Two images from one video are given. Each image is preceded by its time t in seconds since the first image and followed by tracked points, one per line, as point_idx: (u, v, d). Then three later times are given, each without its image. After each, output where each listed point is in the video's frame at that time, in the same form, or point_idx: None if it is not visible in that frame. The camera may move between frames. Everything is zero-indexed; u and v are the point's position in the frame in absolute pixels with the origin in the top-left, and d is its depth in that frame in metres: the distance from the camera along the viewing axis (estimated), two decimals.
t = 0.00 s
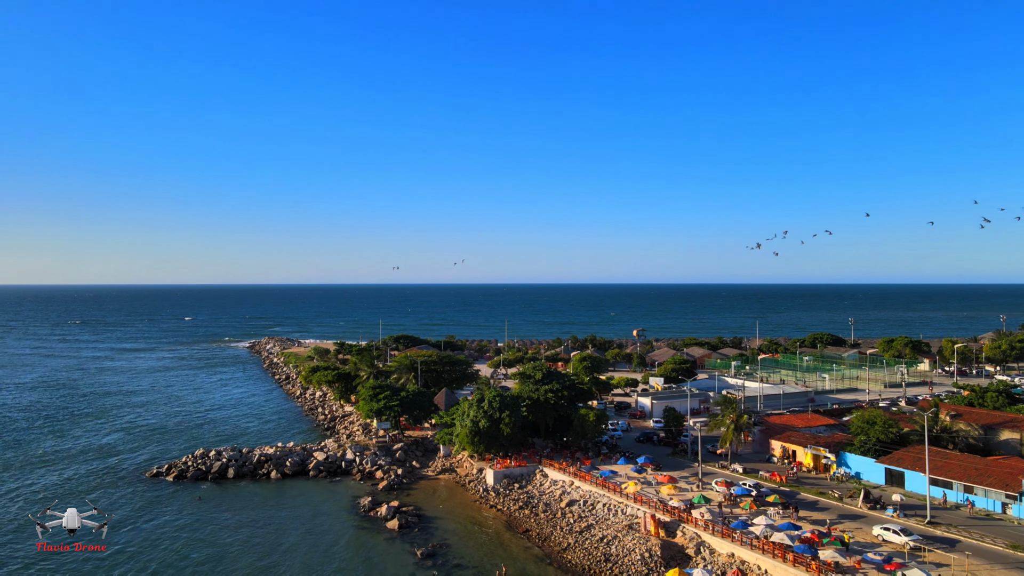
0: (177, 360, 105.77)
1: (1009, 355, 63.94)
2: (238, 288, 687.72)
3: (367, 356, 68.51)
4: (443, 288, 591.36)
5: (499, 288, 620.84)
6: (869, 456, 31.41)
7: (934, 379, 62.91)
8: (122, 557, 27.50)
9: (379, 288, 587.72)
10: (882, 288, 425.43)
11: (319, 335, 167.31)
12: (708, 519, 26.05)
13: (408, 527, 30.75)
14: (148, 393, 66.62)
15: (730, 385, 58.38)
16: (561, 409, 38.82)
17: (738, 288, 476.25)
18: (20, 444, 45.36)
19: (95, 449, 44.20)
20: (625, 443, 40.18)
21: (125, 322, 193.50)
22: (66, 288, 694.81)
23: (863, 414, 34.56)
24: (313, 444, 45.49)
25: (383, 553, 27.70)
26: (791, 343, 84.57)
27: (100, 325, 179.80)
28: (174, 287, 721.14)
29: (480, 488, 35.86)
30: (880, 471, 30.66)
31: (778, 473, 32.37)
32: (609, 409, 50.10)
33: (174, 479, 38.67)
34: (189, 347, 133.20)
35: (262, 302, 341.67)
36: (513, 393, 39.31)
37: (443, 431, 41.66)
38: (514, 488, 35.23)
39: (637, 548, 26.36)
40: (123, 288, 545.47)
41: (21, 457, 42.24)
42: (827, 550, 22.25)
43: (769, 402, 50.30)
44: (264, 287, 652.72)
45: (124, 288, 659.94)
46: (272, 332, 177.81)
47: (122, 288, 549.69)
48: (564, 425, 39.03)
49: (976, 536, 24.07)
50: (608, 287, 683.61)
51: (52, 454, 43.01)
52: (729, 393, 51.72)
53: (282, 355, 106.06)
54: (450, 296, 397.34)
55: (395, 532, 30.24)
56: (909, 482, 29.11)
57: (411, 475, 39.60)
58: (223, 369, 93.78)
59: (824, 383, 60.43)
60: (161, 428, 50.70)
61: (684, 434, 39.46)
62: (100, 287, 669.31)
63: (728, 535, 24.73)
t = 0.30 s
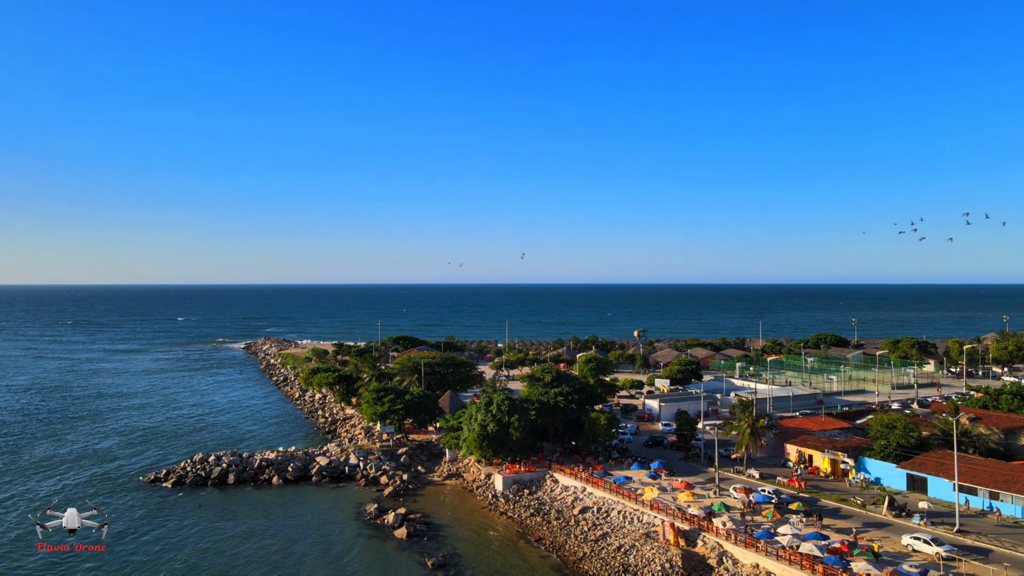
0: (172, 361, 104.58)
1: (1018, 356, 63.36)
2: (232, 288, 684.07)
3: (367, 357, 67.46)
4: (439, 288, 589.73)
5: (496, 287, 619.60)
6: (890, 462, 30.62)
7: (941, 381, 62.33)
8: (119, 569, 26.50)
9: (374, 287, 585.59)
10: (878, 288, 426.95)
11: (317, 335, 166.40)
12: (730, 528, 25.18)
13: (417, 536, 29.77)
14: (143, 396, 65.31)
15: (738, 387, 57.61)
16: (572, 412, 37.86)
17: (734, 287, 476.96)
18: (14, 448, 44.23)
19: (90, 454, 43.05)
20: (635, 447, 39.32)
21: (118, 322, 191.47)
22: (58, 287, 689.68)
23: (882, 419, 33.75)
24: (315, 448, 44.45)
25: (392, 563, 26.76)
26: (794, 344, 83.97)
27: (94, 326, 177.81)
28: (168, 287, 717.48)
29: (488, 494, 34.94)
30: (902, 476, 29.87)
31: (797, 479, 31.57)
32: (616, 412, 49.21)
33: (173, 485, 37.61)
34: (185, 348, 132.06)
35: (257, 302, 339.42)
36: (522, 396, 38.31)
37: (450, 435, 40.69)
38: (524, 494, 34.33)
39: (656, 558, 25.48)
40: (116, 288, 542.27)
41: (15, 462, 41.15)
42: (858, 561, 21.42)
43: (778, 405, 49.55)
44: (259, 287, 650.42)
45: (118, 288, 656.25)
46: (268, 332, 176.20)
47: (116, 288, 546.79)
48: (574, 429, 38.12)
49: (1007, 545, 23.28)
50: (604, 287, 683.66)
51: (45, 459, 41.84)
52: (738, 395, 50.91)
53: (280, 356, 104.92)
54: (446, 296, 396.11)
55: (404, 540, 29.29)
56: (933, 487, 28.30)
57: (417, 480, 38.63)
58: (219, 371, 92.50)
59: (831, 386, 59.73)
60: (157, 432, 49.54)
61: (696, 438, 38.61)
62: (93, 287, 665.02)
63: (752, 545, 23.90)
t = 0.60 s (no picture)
0: (166, 363, 103.40)
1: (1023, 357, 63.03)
2: (226, 288, 679.75)
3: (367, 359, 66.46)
4: (434, 288, 587.89)
5: (491, 288, 618.30)
6: (910, 467, 29.87)
7: (947, 382, 61.82)
8: None
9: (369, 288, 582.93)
10: (872, 288, 428.76)
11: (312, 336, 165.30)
12: (753, 537, 24.33)
13: (426, 545, 28.81)
14: (138, 398, 64.06)
15: (744, 389, 56.86)
16: (582, 416, 36.93)
17: (730, 288, 477.89)
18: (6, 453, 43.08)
19: (84, 459, 41.92)
20: (645, 452, 38.48)
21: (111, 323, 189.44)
22: (49, 287, 684.08)
23: (900, 422, 33.00)
24: (316, 453, 43.41)
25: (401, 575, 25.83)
26: (796, 345, 83.36)
27: (86, 327, 175.85)
28: (160, 287, 713.17)
29: (497, 501, 34.00)
30: (924, 482, 29.12)
31: (815, 484, 30.81)
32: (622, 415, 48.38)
33: (170, 492, 36.56)
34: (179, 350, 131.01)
35: (252, 303, 337.20)
36: (530, 400, 37.39)
37: (456, 439, 39.73)
38: (534, 500, 33.42)
39: (677, 569, 24.61)
40: (108, 288, 538.71)
41: (7, 467, 40.02)
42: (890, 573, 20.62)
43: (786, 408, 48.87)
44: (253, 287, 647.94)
45: (110, 288, 651.90)
46: (263, 333, 174.62)
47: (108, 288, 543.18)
48: (584, 433, 37.24)
49: None
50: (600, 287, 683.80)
51: (37, 465, 40.67)
52: (746, 398, 50.22)
53: (276, 357, 103.78)
54: (442, 296, 394.80)
55: (413, 550, 28.31)
56: (956, 494, 27.54)
57: (422, 486, 37.66)
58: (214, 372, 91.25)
59: (837, 388, 59.08)
60: (154, 435, 48.40)
61: (708, 443, 37.80)
62: (84, 287, 660.06)
63: (777, 555, 23.07)
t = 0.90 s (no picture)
0: (161, 364, 102.27)
1: None
2: (219, 288, 675.38)
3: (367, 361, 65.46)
4: (429, 288, 586.29)
5: (487, 288, 617.06)
6: (932, 472, 29.21)
7: (953, 383, 61.36)
8: None
9: (364, 288, 580.44)
10: (867, 288, 430.67)
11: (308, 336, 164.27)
12: (778, 546, 23.49)
13: (436, 554, 27.90)
14: (132, 400, 62.89)
15: (751, 391, 56.17)
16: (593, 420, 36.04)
17: (725, 288, 478.80)
18: None
19: (77, 464, 40.86)
20: (656, 456, 37.71)
21: (104, 323, 187.56)
22: (39, 287, 678.05)
23: (920, 426, 32.32)
24: (318, 457, 42.42)
25: None
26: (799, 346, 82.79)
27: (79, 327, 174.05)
28: (152, 287, 708.43)
29: (507, 507, 33.09)
30: (947, 487, 28.47)
31: (835, 490, 30.08)
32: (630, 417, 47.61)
33: (169, 498, 35.60)
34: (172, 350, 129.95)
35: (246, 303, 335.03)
36: (539, 403, 36.49)
37: (462, 443, 38.83)
38: (545, 506, 32.58)
39: None
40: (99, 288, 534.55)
41: None
42: None
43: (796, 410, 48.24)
44: (246, 287, 645.06)
45: (101, 287, 646.68)
46: (258, 334, 173.19)
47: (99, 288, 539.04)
48: (595, 437, 36.41)
49: None
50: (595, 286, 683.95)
51: (29, 469, 39.58)
52: (754, 400, 49.57)
53: (272, 358, 102.64)
54: (438, 297, 393.62)
55: (423, 559, 27.39)
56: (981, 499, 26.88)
57: (428, 492, 36.74)
58: (209, 373, 89.97)
59: (844, 389, 58.55)
60: (149, 438, 47.34)
61: (721, 446, 36.99)
62: (75, 287, 654.51)
63: (804, 565, 22.23)
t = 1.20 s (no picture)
0: (156, 365, 101.27)
1: None
2: (212, 288, 670.80)
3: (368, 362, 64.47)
4: (424, 288, 584.22)
5: (482, 288, 615.94)
6: (956, 477, 28.54)
7: (960, 384, 60.90)
8: None
9: (358, 288, 577.67)
10: (861, 288, 432.62)
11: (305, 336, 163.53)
12: (806, 556, 22.70)
13: (448, 564, 27.02)
14: (126, 403, 61.60)
15: (758, 393, 55.49)
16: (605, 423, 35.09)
17: (720, 288, 479.86)
18: None
19: (73, 468, 39.75)
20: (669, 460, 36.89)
21: (96, 324, 185.40)
22: (30, 287, 672.89)
23: (942, 429, 31.65)
24: (320, 461, 41.43)
25: None
26: (802, 346, 82.27)
27: (70, 328, 171.89)
28: (145, 287, 704.85)
29: (518, 513, 32.20)
30: (971, 493, 27.80)
31: (856, 496, 29.36)
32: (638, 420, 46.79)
33: (168, 505, 34.65)
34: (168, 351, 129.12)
35: (239, 303, 332.53)
36: (550, 406, 35.55)
37: (470, 447, 37.89)
38: (557, 512, 31.71)
39: None
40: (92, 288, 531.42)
41: None
42: None
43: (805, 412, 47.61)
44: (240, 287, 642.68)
45: (94, 287, 642.98)
46: (253, 334, 171.53)
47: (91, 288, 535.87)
48: (607, 441, 35.52)
49: None
50: (590, 286, 684.04)
51: (22, 474, 38.57)
52: (763, 403, 48.87)
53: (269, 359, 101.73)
54: (433, 297, 392.13)
55: (435, 569, 26.49)
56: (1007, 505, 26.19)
57: (435, 498, 35.83)
58: (204, 375, 88.61)
59: (851, 390, 58.00)
60: (147, 442, 46.22)
61: (735, 450, 36.13)
62: (67, 287, 650.62)
63: None
